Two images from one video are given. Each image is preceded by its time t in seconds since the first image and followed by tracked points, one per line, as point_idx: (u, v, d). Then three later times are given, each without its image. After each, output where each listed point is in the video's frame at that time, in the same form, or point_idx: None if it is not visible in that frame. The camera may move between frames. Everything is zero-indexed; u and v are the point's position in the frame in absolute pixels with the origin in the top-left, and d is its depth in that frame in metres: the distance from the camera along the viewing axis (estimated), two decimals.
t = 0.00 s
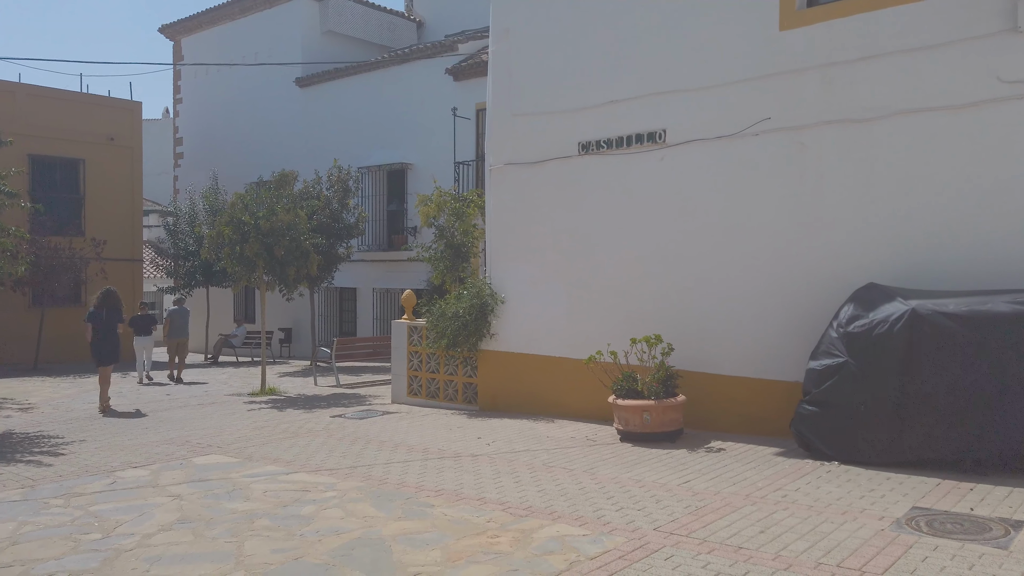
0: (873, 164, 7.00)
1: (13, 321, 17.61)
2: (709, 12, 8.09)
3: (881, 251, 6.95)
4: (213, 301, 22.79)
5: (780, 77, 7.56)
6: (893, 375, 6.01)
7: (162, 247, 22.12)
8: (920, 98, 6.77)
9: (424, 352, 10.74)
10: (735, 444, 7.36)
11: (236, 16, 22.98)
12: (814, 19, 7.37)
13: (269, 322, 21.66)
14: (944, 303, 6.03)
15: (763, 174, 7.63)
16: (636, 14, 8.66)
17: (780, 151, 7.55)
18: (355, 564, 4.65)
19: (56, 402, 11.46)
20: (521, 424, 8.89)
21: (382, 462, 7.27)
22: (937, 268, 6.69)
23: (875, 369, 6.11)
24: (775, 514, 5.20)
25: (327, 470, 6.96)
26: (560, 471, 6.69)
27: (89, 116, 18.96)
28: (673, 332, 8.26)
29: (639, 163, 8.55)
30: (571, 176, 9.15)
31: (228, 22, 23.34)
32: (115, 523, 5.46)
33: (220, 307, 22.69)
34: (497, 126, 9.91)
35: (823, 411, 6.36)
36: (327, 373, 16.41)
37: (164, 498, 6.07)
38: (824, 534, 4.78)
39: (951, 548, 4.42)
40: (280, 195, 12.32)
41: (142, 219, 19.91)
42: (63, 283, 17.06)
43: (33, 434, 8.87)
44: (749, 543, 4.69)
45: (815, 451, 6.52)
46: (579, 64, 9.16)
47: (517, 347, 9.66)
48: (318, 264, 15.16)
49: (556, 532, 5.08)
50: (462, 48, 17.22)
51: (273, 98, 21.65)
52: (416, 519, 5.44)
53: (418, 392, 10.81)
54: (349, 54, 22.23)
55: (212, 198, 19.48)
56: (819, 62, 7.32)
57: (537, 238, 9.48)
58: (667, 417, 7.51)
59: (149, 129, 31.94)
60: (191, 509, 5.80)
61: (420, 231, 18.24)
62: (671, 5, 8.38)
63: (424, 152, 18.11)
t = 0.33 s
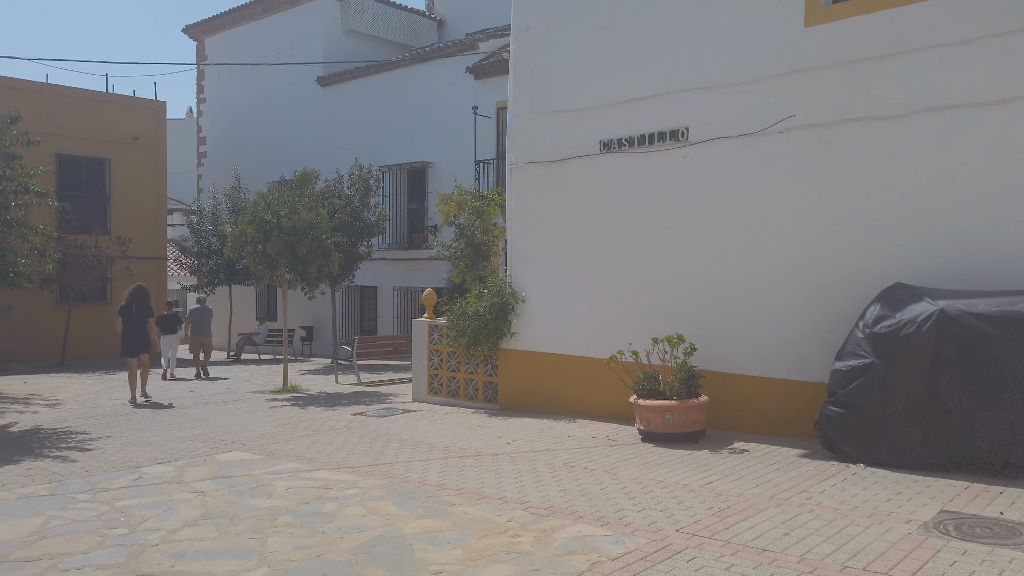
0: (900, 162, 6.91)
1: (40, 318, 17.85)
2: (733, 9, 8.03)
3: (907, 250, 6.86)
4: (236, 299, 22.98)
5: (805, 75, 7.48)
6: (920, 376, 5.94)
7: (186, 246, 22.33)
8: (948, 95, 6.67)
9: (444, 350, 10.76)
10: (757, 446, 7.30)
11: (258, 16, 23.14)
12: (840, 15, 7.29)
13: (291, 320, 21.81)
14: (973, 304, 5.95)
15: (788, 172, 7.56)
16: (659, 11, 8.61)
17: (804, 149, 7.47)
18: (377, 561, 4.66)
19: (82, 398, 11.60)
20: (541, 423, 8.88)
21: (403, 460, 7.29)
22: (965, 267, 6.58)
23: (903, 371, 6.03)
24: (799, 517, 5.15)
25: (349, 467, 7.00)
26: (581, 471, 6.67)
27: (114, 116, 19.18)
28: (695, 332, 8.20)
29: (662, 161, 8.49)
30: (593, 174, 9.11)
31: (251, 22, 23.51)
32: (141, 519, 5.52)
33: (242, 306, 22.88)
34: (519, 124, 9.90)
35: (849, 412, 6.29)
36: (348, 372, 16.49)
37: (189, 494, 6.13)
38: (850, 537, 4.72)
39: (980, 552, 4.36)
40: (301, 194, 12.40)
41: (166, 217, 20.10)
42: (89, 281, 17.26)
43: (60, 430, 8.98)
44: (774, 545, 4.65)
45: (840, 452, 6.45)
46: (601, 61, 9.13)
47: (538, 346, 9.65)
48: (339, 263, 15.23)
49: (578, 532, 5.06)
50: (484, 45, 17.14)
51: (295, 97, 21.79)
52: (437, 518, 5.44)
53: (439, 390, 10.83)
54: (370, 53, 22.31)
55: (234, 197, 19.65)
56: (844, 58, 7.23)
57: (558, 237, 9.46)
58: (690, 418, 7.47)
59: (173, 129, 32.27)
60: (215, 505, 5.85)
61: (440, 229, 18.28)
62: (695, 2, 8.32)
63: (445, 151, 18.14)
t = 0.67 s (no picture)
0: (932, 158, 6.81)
1: (73, 317, 18.13)
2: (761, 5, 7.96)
3: (940, 248, 6.76)
4: (263, 299, 23.21)
5: (835, 72, 7.40)
6: (954, 378, 5.86)
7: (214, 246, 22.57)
8: (982, 91, 6.56)
9: (469, 350, 10.78)
10: (786, 448, 7.23)
11: (285, 18, 23.35)
12: (871, 10, 7.20)
13: (316, 319, 21.97)
14: (1008, 304, 5.86)
15: (817, 170, 7.48)
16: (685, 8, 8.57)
17: (834, 147, 7.39)
18: (402, 560, 4.68)
19: (113, 397, 11.77)
20: (566, 424, 8.87)
21: (428, 460, 7.30)
22: (998, 265, 6.48)
23: (937, 371, 5.94)
24: (830, 520, 5.08)
25: (374, 466, 7.04)
26: (607, 472, 6.64)
27: (144, 118, 19.45)
28: (722, 332, 8.15)
29: (688, 160, 8.45)
30: (618, 173, 9.08)
31: (278, 24, 23.72)
32: (170, 515, 5.58)
33: (269, 305, 23.10)
34: (544, 123, 9.91)
35: (880, 414, 6.19)
36: (373, 371, 16.57)
37: (217, 492, 6.19)
38: (881, 542, 4.66)
39: (1016, 558, 4.27)
40: (327, 194, 12.48)
41: (195, 218, 20.33)
42: (120, 281, 17.49)
43: (91, 427, 9.12)
44: (803, 549, 4.60)
45: (871, 456, 6.35)
46: (627, 60, 9.09)
47: (563, 346, 9.64)
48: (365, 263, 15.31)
49: (603, 533, 5.04)
50: (508, 45, 17.20)
51: (322, 98, 21.94)
52: (462, 518, 5.45)
53: (463, 390, 10.85)
54: (396, 53, 22.42)
55: (261, 197, 19.83)
56: (875, 55, 7.14)
57: (583, 236, 9.45)
58: (717, 419, 7.41)
59: (202, 131, 32.66)
60: (243, 503, 5.90)
61: (464, 229, 18.32)
62: None
63: (469, 151, 18.18)
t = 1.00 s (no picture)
0: (964, 156, 6.70)
1: (106, 316, 18.43)
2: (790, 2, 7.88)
3: (973, 246, 6.64)
4: (291, 299, 23.43)
5: (866, 68, 7.30)
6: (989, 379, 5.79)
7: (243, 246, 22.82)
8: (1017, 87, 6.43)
9: (495, 350, 10.79)
10: (816, 450, 7.15)
11: (312, 20, 23.51)
12: (903, 5, 7.09)
13: (343, 319, 22.13)
14: None
15: (850, 169, 7.37)
16: (713, 6, 8.50)
17: (863, 145, 7.30)
18: (429, 559, 4.70)
19: (145, 395, 11.95)
20: (592, 424, 8.85)
21: (453, 459, 7.32)
22: None
23: (971, 372, 5.87)
24: (861, 524, 5.02)
25: (401, 465, 7.07)
26: (634, 473, 6.62)
27: (175, 120, 19.71)
28: (751, 332, 8.08)
29: (716, 159, 8.39)
30: (645, 173, 9.04)
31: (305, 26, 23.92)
32: (201, 512, 5.65)
33: (296, 305, 23.31)
34: (569, 123, 9.90)
35: (913, 416, 6.10)
36: (399, 370, 16.66)
37: (247, 489, 6.26)
38: (914, 546, 4.60)
39: None
40: (354, 195, 12.57)
41: (224, 219, 20.55)
42: (152, 281, 17.72)
43: (124, 424, 9.26)
44: (834, 553, 4.55)
45: (903, 458, 6.26)
46: (654, 58, 9.04)
47: (588, 347, 9.62)
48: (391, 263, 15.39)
49: (631, 535, 5.03)
50: (534, 45, 17.21)
51: (349, 100, 22.08)
52: (489, 517, 5.46)
53: (489, 390, 10.86)
54: (422, 54, 22.50)
55: (289, 198, 20.01)
56: (907, 51, 7.04)
57: (609, 236, 9.43)
58: (745, 421, 7.35)
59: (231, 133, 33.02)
60: (272, 501, 5.96)
61: (490, 229, 18.33)
62: None
63: (495, 151, 18.20)
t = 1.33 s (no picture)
0: (1003, 154, 6.58)
1: (139, 316, 18.72)
2: None
3: (1008, 247, 6.54)
4: (319, 299, 23.63)
5: (900, 65, 7.20)
6: None
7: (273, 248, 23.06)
8: None
9: (521, 350, 10.79)
10: (847, 453, 7.06)
11: (340, 23, 23.69)
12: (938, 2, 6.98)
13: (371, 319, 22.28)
14: None
15: (884, 168, 7.28)
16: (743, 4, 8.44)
17: (899, 144, 7.19)
18: (457, 558, 4.71)
19: (177, 393, 12.13)
20: (620, 425, 8.82)
21: (481, 459, 7.34)
22: None
23: (1009, 375, 5.78)
24: (895, 528, 4.95)
25: (428, 464, 7.10)
26: (662, 475, 6.58)
27: (206, 122, 19.95)
28: (782, 333, 8.02)
29: (746, 158, 8.33)
30: (673, 172, 9.00)
31: (333, 28, 24.09)
32: (233, 509, 5.72)
33: (325, 305, 23.51)
34: (597, 123, 9.89)
35: (949, 419, 6.00)
36: (426, 370, 16.74)
37: (277, 487, 6.32)
38: (950, 551, 4.52)
39: None
40: (382, 195, 12.64)
41: (254, 220, 20.75)
42: (184, 280, 17.94)
43: (157, 422, 9.40)
44: (868, 557, 4.50)
45: (939, 461, 6.16)
46: (682, 57, 9.00)
47: (616, 347, 9.59)
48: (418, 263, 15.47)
49: (660, 537, 5.00)
50: (560, 45, 17.22)
51: (376, 101, 22.22)
52: (517, 517, 5.46)
53: (515, 390, 10.87)
54: (448, 55, 22.58)
55: (318, 199, 20.18)
56: (942, 47, 6.93)
57: (636, 237, 9.39)
58: (775, 423, 7.27)
59: (260, 134, 33.38)
60: (301, 498, 6.02)
61: (516, 230, 18.34)
62: None
63: (521, 151, 18.20)
